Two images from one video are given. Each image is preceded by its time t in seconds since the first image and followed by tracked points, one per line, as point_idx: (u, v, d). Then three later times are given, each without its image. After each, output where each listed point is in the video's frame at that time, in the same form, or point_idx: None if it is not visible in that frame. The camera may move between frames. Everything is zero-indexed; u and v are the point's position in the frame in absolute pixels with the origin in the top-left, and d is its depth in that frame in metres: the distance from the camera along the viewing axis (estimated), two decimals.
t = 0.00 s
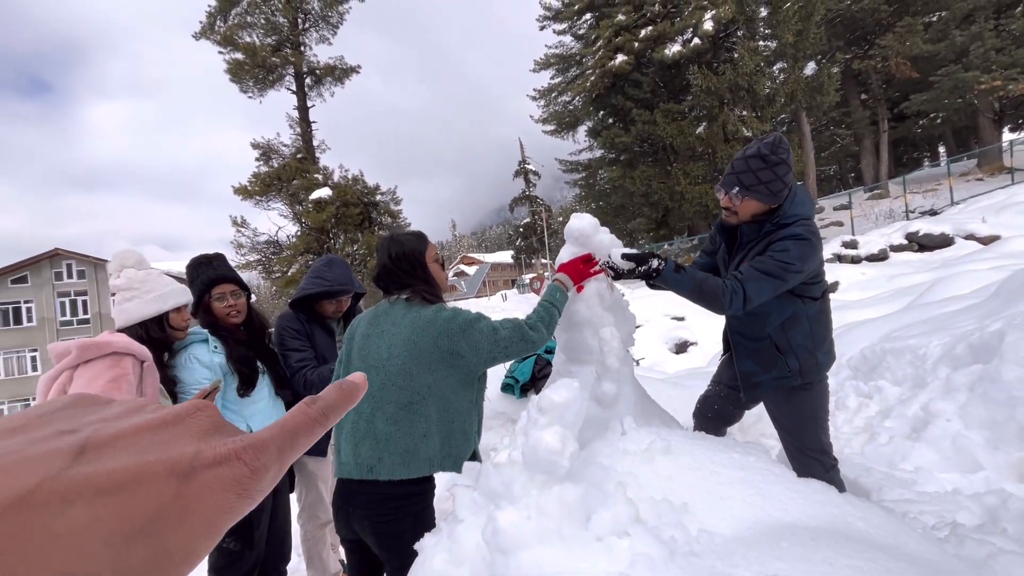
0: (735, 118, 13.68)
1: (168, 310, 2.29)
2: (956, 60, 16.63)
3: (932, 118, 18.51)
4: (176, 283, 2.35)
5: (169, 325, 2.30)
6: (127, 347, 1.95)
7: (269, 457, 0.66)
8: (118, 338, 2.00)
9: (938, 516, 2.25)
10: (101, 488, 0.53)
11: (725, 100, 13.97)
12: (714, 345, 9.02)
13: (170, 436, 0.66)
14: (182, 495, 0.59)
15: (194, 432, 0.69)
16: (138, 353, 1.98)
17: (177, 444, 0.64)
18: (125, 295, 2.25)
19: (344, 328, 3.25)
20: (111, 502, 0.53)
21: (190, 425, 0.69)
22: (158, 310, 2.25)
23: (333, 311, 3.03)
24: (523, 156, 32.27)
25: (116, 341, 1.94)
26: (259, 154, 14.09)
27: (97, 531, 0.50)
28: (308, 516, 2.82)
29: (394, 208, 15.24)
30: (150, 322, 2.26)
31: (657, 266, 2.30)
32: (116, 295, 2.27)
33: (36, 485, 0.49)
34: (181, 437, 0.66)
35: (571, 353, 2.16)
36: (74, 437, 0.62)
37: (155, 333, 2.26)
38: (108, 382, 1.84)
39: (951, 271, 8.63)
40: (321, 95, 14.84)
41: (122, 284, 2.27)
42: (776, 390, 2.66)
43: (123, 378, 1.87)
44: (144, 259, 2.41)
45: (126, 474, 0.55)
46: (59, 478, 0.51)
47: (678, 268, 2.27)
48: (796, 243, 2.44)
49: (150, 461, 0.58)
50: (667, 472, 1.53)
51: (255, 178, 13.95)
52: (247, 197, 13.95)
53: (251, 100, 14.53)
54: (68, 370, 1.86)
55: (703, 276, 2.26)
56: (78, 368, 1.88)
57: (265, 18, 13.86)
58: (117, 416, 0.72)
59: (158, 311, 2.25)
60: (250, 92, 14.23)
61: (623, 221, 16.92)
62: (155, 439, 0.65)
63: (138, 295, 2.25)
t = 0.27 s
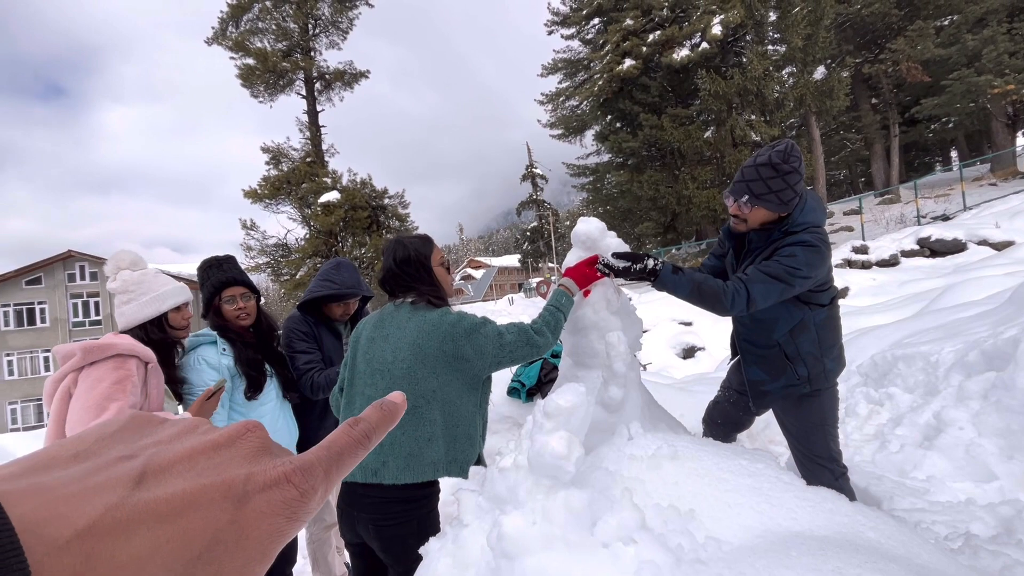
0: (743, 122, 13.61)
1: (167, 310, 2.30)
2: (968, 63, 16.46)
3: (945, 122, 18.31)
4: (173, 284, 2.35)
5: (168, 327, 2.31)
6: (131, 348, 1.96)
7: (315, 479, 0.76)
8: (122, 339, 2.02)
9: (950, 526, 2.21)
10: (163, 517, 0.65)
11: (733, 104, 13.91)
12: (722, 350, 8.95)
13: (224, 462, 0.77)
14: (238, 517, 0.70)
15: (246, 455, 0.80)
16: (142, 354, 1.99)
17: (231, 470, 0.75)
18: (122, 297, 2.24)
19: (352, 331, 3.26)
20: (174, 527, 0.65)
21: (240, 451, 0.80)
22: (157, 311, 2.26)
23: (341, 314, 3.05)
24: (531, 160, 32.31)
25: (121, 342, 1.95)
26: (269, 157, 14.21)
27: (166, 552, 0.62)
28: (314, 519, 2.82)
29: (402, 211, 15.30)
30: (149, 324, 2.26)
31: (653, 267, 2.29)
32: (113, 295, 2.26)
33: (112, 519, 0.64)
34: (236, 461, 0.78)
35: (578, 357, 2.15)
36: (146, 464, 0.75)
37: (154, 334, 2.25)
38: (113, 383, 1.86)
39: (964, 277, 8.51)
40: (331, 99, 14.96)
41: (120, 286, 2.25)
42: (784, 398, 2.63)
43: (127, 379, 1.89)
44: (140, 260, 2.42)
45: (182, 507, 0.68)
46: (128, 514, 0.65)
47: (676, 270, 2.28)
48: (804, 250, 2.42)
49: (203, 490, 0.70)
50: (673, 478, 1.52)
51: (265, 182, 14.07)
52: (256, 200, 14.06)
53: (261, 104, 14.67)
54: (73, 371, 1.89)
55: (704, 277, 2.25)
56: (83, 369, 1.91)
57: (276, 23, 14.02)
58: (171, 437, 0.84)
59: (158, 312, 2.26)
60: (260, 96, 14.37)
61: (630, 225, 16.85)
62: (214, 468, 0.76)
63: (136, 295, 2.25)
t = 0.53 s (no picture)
0: (753, 125, 13.53)
1: (164, 307, 2.31)
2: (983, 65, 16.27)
3: (958, 124, 18.09)
4: (167, 280, 2.35)
5: (164, 325, 2.32)
6: (130, 350, 1.94)
7: (298, 509, 0.76)
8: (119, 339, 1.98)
9: (966, 534, 2.17)
10: (137, 554, 0.66)
11: (743, 106, 13.84)
12: (731, 354, 8.89)
13: (198, 493, 0.77)
14: (216, 552, 0.70)
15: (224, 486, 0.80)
16: (141, 355, 1.98)
17: (207, 503, 0.76)
18: (119, 295, 2.25)
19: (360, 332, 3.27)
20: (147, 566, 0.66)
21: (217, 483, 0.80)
22: (152, 310, 2.27)
23: (349, 314, 3.07)
24: (539, 162, 32.32)
25: (119, 344, 1.93)
26: (279, 160, 14.32)
27: None
28: (322, 520, 2.83)
29: (410, 213, 15.37)
30: (145, 322, 2.27)
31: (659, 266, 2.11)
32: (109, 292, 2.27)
33: (82, 561, 0.64)
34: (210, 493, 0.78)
35: (586, 360, 2.15)
36: (114, 499, 0.75)
37: (150, 332, 2.27)
38: (116, 389, 1.86)
39: (978, 281, 8.39)
40: (340, 103, 15.06)
41: (116, 284, 2.26)
42: (795, 401, 2.60)
43: (129, 383, 1.89)
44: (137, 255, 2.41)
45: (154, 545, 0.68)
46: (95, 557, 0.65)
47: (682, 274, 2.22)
48: (813, 250, 2.39)
49: (176, 527, 0.70)
50: (683, 482, 1.50)
51: (275, 184, 14.19)
52: (266, 203, 14.18)
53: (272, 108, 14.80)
54: (73, 376, 1.87)
55: (711, 278, 2.21)
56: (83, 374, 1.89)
57: (286, 27, 14.15)
58: (143, 467, 0.84)
59: (155, 309, 2.28)
60: (271, 100, 14.50)
61: (638, 228, 16.79)
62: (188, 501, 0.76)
63: (133, 292, 2.26)
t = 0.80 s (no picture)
0: (763, 126, 13.42)
1: (155, 304, 2.34)
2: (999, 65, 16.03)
3: (974, 125, 17.83)
4: (159, 277, 2.38)
5: (156, 322, 2.35)
6: (127, 354, 1.98)
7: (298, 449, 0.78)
8: (118, 342, 2.03)
9: (980, 541, 2.14)
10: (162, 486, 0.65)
11: (753, 107, 13.75)
12: (740, 356, 8.83)
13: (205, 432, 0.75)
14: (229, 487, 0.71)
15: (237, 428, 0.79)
16: (140, 357, 2.01)
17: (222, 441, 0.75)
18: (113, 293, 2.31)
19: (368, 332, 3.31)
20: (165, 499, 0.65)
21: (229, 421, 0.78)
22: (143, 307, 2.30)
23: (358, 315, 3.09)
24: (548, 164, 32.30)
25: (113, 348, 1.97)
26: (289, 161, 14.45)
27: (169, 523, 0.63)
28: (329, 519, 2.85)
29: (419, 215, 15.43)
30: (136, 319, 2.30)
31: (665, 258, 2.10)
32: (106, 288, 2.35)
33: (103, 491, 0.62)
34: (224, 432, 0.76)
35: (594, 361, 2.16)
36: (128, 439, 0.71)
37: (141, 329, 2.30)
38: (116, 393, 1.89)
39: (993, 284, 8.27)
40: (350, 104, 15.14)
41: (110, 281, 2.34)
42: (807, 403, 2.57)
43: (129, 386, 1.93)
44: (129, 251, 2.47)
45: (172, 477, 0.67)
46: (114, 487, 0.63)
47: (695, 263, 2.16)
48: (820, 241, 2.37)
49: (192, 462, 0.69)
50: (693, 484, 1.49)
51: (285, 185, 14.31)
52: (277, 204, 14.31)
53: (283, 110, 14.93)
54: (73, 383, 1.91)
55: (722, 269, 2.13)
56: (84, 379, 1.93)
57: (298, 30, 14.28)
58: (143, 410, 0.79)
59: (145, 306, 2.30)
60: (282, 102, 14.63)
61: (647, 229, 16.73)
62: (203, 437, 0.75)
63: (127, 288, 2.32)
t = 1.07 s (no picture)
0: (776, 125, 13.29)
1: (156, 303, 2.37)
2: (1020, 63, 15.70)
3: (993, 125, 17.52)
4: (161, 276, 2.41)
5: (159, 321, 2.38)
6: (134, 352, 2.02)
7: (320, 419, 0.81)
8: (126, 342, 2.07)
9: (998, 547, 2.11)
10: (210, 447, 0.67)
11: (766, 107, 13.63)
12: (752, 358, 8.76)
13: (240, 400, 0.76)
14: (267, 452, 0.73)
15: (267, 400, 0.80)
16: (147, 355, 2.05)
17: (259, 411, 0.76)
18: (116, 292, 2.35)
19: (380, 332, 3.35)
20: (217, 457, 0.67)
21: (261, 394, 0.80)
22: (146, 306, 2.33)
23: (370, 315, 3.13)
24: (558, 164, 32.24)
25: (119, 348, 2.00)
26: (302, 161, 14.57)
27: (218, 480, 0.65)
28: (340, 516, 2.88)
29: (429, 214, 15.49)
30: (139, 317, 2.33)
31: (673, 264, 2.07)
32: (111, 284, 2.40)
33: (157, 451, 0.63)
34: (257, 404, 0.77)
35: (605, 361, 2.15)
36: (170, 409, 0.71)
37: (144, 328, 2.33)
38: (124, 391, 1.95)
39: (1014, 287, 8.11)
40: (362, 105, 15.24)
41: (114, 279, 2.39)
42: (826, 404, 2.53)
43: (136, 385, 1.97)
44: (135, 250, 2.53)
45: (217, 437, 0.68)
46: (168, 444, 0.65)
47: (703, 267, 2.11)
48: (829, 243, 2.35)
49: (234, 427, 0.71)
50: (704, 485, 1.49)
51: (297, 185, 14.45)
52: (289, 203, 14.45)
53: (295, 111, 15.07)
54: (83, 383, 1.97)
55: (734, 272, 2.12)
56: (93, 379, 1.99)
57: (311, 31, 14.41)
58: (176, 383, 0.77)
59: (147, 305, 2.34)
60: (294, 103, 14.76)
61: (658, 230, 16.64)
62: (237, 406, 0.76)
63: (131, 286, 2.36)
